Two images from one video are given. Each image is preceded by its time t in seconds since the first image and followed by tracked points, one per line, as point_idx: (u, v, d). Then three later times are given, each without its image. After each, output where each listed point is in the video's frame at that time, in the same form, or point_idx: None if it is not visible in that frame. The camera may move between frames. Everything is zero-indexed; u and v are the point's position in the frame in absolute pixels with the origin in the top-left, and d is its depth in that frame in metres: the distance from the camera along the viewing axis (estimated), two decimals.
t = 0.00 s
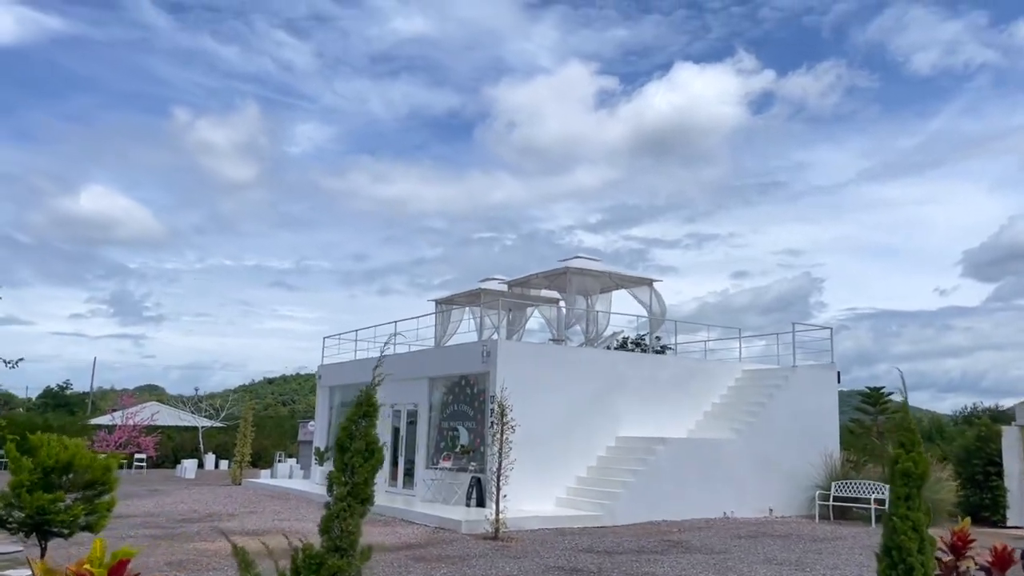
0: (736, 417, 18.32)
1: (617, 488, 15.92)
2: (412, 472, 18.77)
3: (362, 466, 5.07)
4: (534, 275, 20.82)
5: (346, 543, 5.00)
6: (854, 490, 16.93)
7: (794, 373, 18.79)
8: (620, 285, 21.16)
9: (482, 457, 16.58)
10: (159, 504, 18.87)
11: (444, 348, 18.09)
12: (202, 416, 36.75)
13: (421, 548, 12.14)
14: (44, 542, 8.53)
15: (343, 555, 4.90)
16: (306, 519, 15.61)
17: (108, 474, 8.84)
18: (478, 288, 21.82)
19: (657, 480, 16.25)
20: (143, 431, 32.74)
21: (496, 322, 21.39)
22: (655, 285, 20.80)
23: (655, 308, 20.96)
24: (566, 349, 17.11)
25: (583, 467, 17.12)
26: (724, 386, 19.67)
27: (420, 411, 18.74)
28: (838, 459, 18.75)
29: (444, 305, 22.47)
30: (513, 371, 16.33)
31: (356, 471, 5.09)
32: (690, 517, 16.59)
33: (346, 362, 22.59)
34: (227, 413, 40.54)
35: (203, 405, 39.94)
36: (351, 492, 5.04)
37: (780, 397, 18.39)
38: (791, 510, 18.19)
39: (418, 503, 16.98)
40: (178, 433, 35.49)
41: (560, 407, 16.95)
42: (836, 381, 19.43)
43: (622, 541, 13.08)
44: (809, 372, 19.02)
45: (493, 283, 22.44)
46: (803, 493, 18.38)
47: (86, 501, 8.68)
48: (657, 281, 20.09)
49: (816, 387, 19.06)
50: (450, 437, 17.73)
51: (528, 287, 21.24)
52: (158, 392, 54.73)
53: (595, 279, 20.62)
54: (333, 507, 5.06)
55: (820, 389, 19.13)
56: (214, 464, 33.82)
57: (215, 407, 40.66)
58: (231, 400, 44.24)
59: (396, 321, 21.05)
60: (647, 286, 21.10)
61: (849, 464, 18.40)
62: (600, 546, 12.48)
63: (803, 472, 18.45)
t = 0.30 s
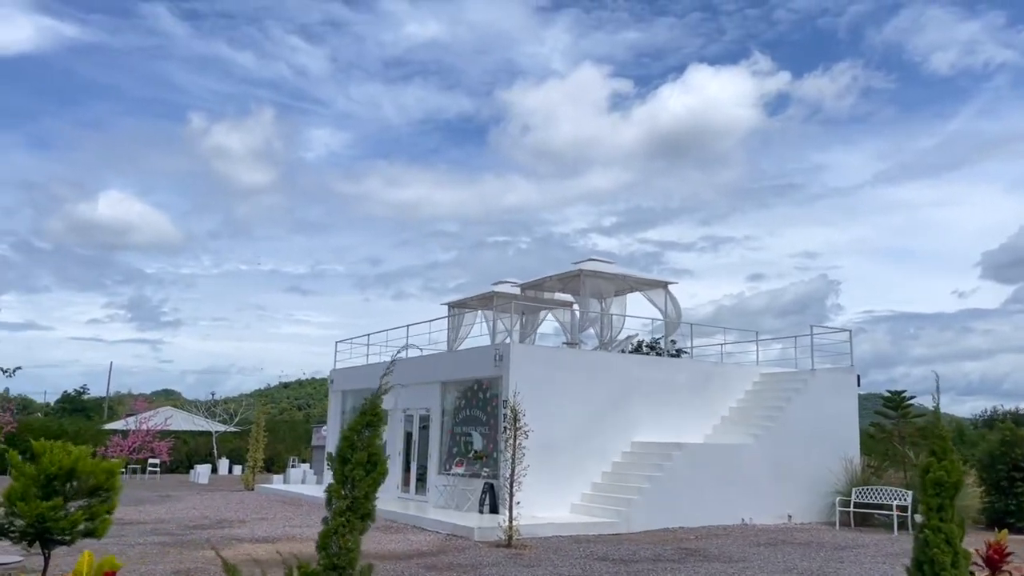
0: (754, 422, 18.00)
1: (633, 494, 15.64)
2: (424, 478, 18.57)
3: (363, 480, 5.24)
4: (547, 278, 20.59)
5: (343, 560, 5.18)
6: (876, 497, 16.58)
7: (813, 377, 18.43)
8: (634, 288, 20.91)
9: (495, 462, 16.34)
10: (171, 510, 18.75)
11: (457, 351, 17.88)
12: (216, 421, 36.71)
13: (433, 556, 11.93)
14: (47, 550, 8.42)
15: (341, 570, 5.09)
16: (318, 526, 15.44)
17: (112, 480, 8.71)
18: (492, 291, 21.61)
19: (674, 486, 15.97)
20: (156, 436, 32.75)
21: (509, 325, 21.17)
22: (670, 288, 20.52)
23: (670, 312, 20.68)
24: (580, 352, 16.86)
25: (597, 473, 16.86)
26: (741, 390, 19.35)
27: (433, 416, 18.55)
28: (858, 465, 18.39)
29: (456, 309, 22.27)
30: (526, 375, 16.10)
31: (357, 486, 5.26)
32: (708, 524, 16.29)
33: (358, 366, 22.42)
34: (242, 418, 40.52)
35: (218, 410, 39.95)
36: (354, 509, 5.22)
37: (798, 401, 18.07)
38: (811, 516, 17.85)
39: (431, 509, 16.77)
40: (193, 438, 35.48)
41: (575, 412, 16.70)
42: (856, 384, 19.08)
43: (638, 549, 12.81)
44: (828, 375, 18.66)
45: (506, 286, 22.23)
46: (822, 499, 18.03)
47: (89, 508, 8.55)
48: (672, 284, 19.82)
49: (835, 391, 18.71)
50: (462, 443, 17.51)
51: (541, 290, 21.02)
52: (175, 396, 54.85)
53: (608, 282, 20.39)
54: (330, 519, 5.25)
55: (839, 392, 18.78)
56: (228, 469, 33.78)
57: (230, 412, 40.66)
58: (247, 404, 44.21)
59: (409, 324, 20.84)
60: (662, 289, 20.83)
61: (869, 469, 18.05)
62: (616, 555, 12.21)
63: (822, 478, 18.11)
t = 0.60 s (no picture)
0: (773, 419, 17.69)
1: (649, 493, 15.39)
2: (438, 477, 18.40)
3: (351, 479, 6.02)
4: (561, 274, 20.34)
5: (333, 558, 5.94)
6: (899, 496, 16.22)
7: (833, 373, 18.10)
8: (649, 284, 20.64)
9: (509, 461, 16.12)
10: (184, 509, 18.67)
11: (471, 348, 17.66)
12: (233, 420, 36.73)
13: (446, 556, 11.72)
14: (52, 551, 8.27)
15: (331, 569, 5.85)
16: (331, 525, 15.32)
17: (120, 482, 8.52)
18: (506, 288, 21.37)
19: (692, 485, 15.71)
20: (173, 434, 32.82)
21: (523, 322, 20.96)
22: (685, 284, 20.23)
23: (686, 308, 20.39)
24: (595, 349, 16.62)
25: (613, 471, 16.62)
26: (759, 387, 19.04)
27: (446, 414, 18.36)
28: (880, 463, 18.06)
29: (470, 306, 22.09)
30: (539, 372, 15.88)
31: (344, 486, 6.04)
32: (725, 523, 16.01)
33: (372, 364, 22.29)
34: (259, 417, 40.51)
35: (235, 409, 39.95)
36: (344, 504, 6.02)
37: (818, 397, 17.75)
38: (832, 515, 17.53)
39: (445, 508, 16.59)
40: (210, 437, 35.46)
41: (590, 409, 16.46)
42: (877, 381, 18.73)
43: (654, 549, 12.56)
44: (848, 372, 18.32)
45: (519, 283, 22.01)
46: (843, 498, 17.71)
47: (95, 509, 8.38)
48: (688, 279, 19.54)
49: (856, 387, 18.37)
50: (476, 441, 17.31)
51: (555, 287, 20.77)
52: (193, 395, 55.06)
53: (623, 278, 20.13)
54: (320, 520, 6.01)
55: (860, 389, 18.43)
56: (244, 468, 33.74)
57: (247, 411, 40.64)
58: (263, 403, 44.24)
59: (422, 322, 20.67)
60: (678, 285, 20.54)
61: (891, 467, 17.71)
62: (631, 555, 11.98)
63: (843, 475, 17.79)
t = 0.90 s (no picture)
0: (791, 413, 17.39)
1: (665, 488, 15.15)
2: (452, 471, 18.25)
3: (338, 484, 6.65)
4: (576, 265, 20.09)
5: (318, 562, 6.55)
6: (921, 491, 15.87)
7: (852, 366, 17.77)
8: (665, 276, 20.36)
9: (522, 455, 15.94)
10: (199, 503, 18.64)
11: (484, 341, 17.50)
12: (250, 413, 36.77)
13: (456, 552, 11.54)
14: (55, 549, 8.18)
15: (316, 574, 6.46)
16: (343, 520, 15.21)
17: (122, 479, 8.43)
18: (519, 280, 21.16)
19: (708, 480, 15.47)
20: (190, 428, 32.88)
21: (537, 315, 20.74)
22: (702, 276, 19.93)
23: (703, 301, 20.10)
24: (609, 342, 16.38)
25: (628, 465, 16.39)
26: (777, 380, 18.75)
27: (460, 408, 18.22)
28: (901, 457, 17.73)
29: (484, 298, 21.90)
30: (553, 366, 15.67)
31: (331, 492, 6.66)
32: (743, 519, 15.76)
33: (385, 358, 22.18)
34: (276, 410, 40.51)
35: (252, 402, 39.98)
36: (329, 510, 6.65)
37: (837, 390, 17.43)
38: (852, 511, 17.22)
39: (458, 503, 16.44)
40: (228, 430, 35.51)
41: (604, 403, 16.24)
42: (898, 374, 18.37)
43: (669, 545, 12.31)
44: (868, 364, 17.97)
45: (534, 275, 21.79)
46: (864, 493, 17.40)
47: (98, 508, 8.31)
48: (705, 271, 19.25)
49: (876, 380, 18.03)
50: (489, 435, 17.15)
51: (569, 279, 20.51)
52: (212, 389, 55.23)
53: (639, 270, 19.87)
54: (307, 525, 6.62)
55: (880, 381, 18.08)
56: (261, 461, 33.74)
57: (264, 404, 40.69)
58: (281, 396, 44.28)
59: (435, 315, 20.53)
60: (695, 277, 20.24)
61: (913, 462, 17.37)
62: (646, 551, 11.75)
63: (864, 469, 17.47)
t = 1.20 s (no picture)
0: (813, 399, 17.03)
1: (683, 475, 14.89)
2: (467, 458, 18.05)
3: (320, 472, 5.63)
4: (592, 251, 19.81)
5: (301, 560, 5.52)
6: (946, 479, 15.52)
7: (875, 351, 17.38)
8: (683, 261, 20.03)
9: (537, 442, 15.70)
10: (213, 490, 18.58)
11: (499, 327, 17.26)
12: (267, 401, 36.82)
13: (469, 541, 11.34)
14: (60, 538, 8.01)
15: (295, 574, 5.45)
16: (357, 508, 15.08)
17: (128, 466, 8.25)
18: (535, 266, 20.90)
19: (727, 467, 15.18)
20: (206, 416, 32.94)
21: (553, 301, 20.49)
22: (720, 261, 19.59)
23: (722, 286, 19.75)
24: (626, 327, 16.09)
25: (645, 453, 16.12)
26: (797, 366, 18.40)
27: (475, 395, 18.00)
28: (926, 444, 17.37)
29: (499, 285, 21.67)
30: (569, 352, 15.40)
31: (311, 479, 5.63)
32: (763, 507, 15.46)
33: (400, 345, 21.99)
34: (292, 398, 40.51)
35: (269, 390, 39.98)
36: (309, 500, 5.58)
37: (859, 376, 17.07)
38: (874, 499, 16.87)
39: (472, 491, 16.25)
40: (245, 418, 35.59)
41: (622, 390, 15.97)
42: (923, 359, 17.97)
43: (687, 534, 12.06)
44: (892, 349, 17.58)
45: (550, 261, 21.52)
46: (887, 481, 17.06)
47: (102, 495, 8.14)
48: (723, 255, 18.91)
49: (900, 365, 17.62)
50: (504, 422, 16.92)
51: (585, 264, 20.23)
52: (231, 377, 55.48)
53: (656, 255, 19.55)
54: (285, 517, 5.60)
55: (904, 367, 17.68)
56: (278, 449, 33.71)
57: (280, 392, 40.70)
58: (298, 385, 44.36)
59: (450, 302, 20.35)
60: (713, 262, 19.89)
61: (938, 449, 17.01)
62: (663, 540, 11.49)
63: (886, 456, 17.11)
